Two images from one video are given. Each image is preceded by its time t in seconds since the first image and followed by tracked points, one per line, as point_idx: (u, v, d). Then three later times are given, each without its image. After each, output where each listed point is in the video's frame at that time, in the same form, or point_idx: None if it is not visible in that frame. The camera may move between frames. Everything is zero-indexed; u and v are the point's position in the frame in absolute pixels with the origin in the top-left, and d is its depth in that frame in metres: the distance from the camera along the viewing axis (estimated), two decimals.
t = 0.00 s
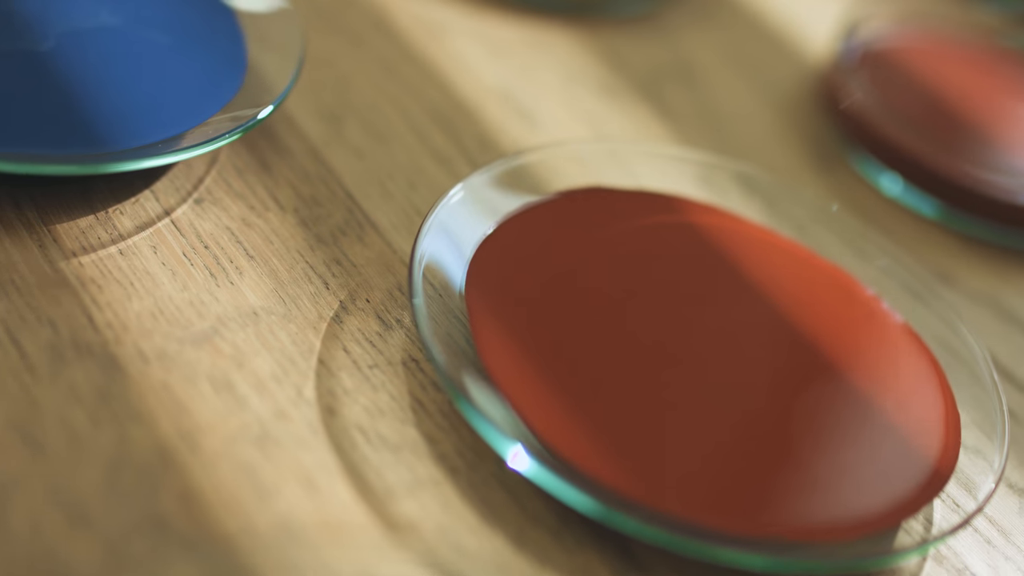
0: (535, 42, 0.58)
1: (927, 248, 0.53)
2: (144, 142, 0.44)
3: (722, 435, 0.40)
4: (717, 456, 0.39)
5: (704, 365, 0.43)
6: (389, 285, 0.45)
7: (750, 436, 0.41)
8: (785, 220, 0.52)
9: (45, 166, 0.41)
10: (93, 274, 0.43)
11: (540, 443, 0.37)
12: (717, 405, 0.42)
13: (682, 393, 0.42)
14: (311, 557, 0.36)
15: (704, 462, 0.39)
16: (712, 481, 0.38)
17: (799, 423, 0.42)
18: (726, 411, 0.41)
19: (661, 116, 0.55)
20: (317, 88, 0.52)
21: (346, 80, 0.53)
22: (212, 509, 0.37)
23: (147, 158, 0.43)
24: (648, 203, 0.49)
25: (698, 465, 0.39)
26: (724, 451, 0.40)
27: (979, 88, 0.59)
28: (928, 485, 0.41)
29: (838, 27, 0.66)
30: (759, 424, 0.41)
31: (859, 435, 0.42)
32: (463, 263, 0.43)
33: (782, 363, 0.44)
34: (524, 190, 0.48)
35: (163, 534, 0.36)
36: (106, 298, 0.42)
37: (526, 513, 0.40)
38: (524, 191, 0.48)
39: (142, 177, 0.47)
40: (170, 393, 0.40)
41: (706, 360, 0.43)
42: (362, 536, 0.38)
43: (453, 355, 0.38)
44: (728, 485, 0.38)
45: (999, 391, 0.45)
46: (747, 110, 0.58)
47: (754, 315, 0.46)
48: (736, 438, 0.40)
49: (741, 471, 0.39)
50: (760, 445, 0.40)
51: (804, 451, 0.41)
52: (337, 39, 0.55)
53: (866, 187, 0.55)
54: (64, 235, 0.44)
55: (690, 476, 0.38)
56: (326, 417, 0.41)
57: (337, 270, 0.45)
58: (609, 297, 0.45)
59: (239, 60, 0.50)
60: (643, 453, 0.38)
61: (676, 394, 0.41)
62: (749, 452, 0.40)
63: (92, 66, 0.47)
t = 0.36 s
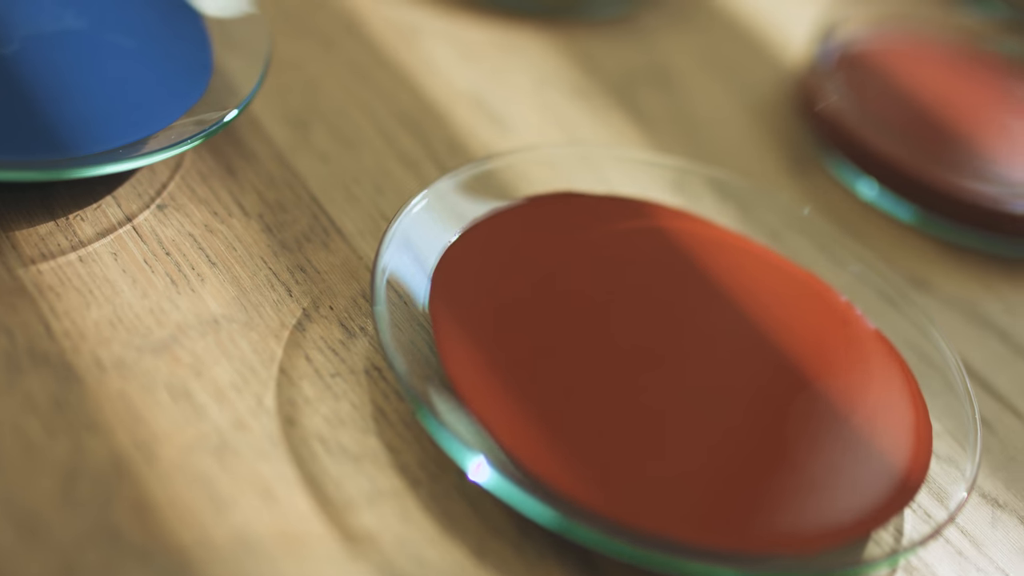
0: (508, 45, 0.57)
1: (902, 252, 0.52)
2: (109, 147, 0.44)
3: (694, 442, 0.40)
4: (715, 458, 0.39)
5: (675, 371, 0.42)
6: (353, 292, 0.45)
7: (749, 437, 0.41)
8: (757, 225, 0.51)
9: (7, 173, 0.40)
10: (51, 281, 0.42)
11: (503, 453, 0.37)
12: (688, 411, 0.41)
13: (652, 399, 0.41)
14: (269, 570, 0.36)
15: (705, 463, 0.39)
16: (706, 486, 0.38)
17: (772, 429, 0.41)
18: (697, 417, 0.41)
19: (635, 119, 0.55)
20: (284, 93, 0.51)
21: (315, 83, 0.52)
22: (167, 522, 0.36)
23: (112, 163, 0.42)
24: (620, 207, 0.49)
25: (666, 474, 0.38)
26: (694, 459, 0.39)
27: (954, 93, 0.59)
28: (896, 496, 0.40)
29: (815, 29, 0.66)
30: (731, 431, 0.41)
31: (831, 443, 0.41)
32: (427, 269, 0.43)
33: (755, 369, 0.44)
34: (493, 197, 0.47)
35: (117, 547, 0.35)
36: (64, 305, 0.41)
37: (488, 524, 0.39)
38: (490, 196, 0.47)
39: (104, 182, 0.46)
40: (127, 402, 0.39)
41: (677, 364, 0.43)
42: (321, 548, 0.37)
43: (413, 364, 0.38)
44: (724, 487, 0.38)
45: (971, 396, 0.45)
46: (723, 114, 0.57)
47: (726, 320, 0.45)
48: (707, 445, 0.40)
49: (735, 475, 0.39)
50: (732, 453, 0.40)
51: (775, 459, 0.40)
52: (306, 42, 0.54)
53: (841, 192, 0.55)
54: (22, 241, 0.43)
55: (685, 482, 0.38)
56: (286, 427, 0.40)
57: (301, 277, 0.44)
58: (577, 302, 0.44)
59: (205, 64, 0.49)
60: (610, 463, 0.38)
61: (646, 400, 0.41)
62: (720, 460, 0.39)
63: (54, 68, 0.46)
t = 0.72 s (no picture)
0: (481, 49, 0.57)
1: (879, 259, 0.52)
2: (71, 152, 0.43)
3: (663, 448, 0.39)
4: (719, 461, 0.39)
5: (645, 374, 0.41)
6: (316, 299, 0.44)
7: (750, 438, 0.41)
8: (732, 231, 0.51)
9: None
10: (7, 288, 0.41)
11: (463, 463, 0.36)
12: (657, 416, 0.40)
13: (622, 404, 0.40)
14: None
15: (706, 464, 0.39)
16: (707, 491, 0.38)
17: (743, 436, 0.40)
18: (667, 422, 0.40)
19: (606, 124, 0.54)
20: (251, 98, 0.51)
21: (282, 87, 0.52)
22: (119, 535, 0.35)
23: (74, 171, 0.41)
24: (589, 214, 0.48)
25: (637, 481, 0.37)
26: (670, 464, 0.38)
27: (932, 96, 0.59)
28: (865, 507, 0.39)
29: (790, 34, 0.66)
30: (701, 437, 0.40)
31: (802, 451, 0.41)
32: (390, 278, 0.42)
33: (724, 373, 0.43)
34: (460, 202, 0.47)
35: (67, 562, 0.34)
36: (20, 314, 0.40)
37: (448, 536, 0.39)
38: (457, 202, 0.47)
39: (64, 187, 0.45)
40: (83, 413, 0.38)
41: (647, 368, 0.42)
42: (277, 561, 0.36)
43: (372, 374, 0.37)
44: (728, 487, 0.38)
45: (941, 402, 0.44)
46: (696, 119, 0.57)
47: (698, 324, 0.44)
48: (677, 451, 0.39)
49: (732, 481, 0.39)
50: (709, 457, 0.39)
51: (749, 466, 0.39)
52: (276, 47, 0.54)
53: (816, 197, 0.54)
54: None
55: (684, 487, 0.38)
56: (244, 437, 0.39)
57: (263, 285, 0.44)
58: (545, 305, 0.43)
59: (170, 68, 0.48)
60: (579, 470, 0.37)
61: (615, 405, 0.40)
62: (695, 466, 0.39)
63: (13, 68, 0.45)
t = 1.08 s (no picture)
0: (454, 53, 0.57)
1: (857, 264, 0.52)
2: (33, 154, 0.42)
3: (630, 457, 0.38)
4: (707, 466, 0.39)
5: (614, 381, 0.41)
6: (280, 306, 0.44)
7: (727, 444, 0.40)
8: (706, 238, 0.50)
9: None
10: None
11: (423, 474, 0.35)
12: (626, 424, 0.39)
13: (589, 411, 0.39)
14: None
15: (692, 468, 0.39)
16: (684, 498, 0.37)
17: (714, 443, 0.40)
18: (635, 430, 0.39)
19: (580, 128, 0.54)
20: (218, 101, 0.50)
21: (251, 90, 0.51)
22: (70, 547, 0.35)
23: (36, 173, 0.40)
24: (560, 218, 0.47)
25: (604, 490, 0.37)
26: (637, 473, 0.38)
27: (909, 98, 0.58)
28: (834, 517, 0.39)
29: (768, 37, 0.65)
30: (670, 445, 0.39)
31: (771, 460, 0.40)
32: (354, 285, 0.42)
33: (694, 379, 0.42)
34: (428, 207, 0.46)
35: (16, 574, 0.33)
36: None
37: (408, 548, 0.38)
38: (428, 206, 0.46)
39: (25, 192, 0.44)
40: (38, 422, 0.37)
41: (615, 375, 0.41)
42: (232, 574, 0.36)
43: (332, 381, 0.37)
44: (714, 492, 0.38)
45: (911, 405, 0.44)
46: (672, 123, 0.56)
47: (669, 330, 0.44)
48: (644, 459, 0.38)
49: (720, 491, 0.38)
50: (679, 465, 0.39)
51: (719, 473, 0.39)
52: (245, 49, 0.53)
53: (792, 202, 0.54)
54: None
55: (656, 495, 0.37)
56: (203, 446, 0.39)
57: (226, 292, 0.43)
58: (514, 310, 0.42)
59: (134, 71, 0.47)
60: (546, 478, 0.37)
61: (582, 413, 0.39)
62: (664, 474, 0.38)
63: None
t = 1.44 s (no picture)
0: (426, 56, 0.56)
1: (833, 270, 0.52)
2: None
3: (594, 469, 0.38)
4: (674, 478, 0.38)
5: (579, 391, 0.40)
6: (243, 314, 0.43)
7: (695, 455, 0.39)
8: (677, 243, 0.50)
9: None
10: None
11: (382, 486, 0.35)
12: (590, 435, 0.39)
13: (556, 420, 0.39)
14: None
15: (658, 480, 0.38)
16: (652, 508, 0.37)
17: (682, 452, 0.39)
18: (600, 441, 0.39)
19: (551, 131, 0.54)
20: (186, 104, 0.50)
21: (220, 93, 0.50)
22: (21, 561, 0.34)
23: None
24: (530, 223, 0.47)
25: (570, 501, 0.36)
26: (601, 485, 0.37)
27: (885, 103, 0.58)
28: (800, 529, 0.38)
29: (745, 40, 0.66)
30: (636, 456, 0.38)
31: (741, 469, 0.39)
32: (319, 291, 0.41)
33: (662, 388, 0.41)
34: (396, 214, 0.45)
35: None
36: None
37: (366, 561, 0.38)
38: (394, 212, 0.45)
39: None
40: None
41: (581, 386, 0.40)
42: None
43: (291, 389, 0.36)
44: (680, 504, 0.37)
45: (881, 411, 0.43)
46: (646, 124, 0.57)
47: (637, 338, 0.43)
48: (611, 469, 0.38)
49: (687, 504, 0.37)
50: (647, 474, 0.38)
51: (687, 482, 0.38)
52: (214, 53, 0.52)
53: (767, 208, 0.54)
54: None
55: (620, 508, 0.37)
56: (161, 456, 0.38)
57: (188, 299, 0.43)
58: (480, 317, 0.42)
59: (97, 74, 0.46)
60: (511, 488, 0.36)
61: (549, 422, 0.39)
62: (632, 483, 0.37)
63: None
